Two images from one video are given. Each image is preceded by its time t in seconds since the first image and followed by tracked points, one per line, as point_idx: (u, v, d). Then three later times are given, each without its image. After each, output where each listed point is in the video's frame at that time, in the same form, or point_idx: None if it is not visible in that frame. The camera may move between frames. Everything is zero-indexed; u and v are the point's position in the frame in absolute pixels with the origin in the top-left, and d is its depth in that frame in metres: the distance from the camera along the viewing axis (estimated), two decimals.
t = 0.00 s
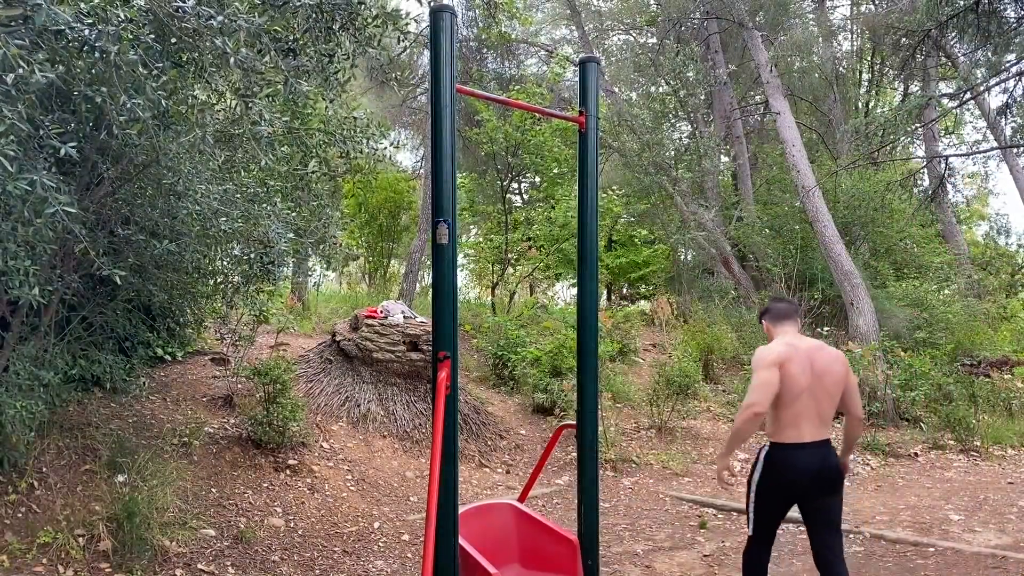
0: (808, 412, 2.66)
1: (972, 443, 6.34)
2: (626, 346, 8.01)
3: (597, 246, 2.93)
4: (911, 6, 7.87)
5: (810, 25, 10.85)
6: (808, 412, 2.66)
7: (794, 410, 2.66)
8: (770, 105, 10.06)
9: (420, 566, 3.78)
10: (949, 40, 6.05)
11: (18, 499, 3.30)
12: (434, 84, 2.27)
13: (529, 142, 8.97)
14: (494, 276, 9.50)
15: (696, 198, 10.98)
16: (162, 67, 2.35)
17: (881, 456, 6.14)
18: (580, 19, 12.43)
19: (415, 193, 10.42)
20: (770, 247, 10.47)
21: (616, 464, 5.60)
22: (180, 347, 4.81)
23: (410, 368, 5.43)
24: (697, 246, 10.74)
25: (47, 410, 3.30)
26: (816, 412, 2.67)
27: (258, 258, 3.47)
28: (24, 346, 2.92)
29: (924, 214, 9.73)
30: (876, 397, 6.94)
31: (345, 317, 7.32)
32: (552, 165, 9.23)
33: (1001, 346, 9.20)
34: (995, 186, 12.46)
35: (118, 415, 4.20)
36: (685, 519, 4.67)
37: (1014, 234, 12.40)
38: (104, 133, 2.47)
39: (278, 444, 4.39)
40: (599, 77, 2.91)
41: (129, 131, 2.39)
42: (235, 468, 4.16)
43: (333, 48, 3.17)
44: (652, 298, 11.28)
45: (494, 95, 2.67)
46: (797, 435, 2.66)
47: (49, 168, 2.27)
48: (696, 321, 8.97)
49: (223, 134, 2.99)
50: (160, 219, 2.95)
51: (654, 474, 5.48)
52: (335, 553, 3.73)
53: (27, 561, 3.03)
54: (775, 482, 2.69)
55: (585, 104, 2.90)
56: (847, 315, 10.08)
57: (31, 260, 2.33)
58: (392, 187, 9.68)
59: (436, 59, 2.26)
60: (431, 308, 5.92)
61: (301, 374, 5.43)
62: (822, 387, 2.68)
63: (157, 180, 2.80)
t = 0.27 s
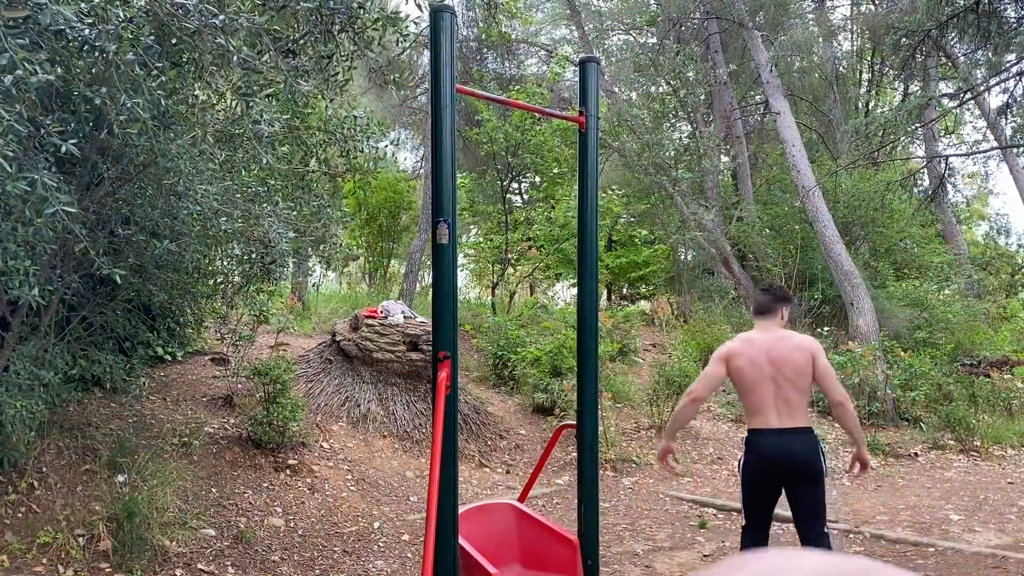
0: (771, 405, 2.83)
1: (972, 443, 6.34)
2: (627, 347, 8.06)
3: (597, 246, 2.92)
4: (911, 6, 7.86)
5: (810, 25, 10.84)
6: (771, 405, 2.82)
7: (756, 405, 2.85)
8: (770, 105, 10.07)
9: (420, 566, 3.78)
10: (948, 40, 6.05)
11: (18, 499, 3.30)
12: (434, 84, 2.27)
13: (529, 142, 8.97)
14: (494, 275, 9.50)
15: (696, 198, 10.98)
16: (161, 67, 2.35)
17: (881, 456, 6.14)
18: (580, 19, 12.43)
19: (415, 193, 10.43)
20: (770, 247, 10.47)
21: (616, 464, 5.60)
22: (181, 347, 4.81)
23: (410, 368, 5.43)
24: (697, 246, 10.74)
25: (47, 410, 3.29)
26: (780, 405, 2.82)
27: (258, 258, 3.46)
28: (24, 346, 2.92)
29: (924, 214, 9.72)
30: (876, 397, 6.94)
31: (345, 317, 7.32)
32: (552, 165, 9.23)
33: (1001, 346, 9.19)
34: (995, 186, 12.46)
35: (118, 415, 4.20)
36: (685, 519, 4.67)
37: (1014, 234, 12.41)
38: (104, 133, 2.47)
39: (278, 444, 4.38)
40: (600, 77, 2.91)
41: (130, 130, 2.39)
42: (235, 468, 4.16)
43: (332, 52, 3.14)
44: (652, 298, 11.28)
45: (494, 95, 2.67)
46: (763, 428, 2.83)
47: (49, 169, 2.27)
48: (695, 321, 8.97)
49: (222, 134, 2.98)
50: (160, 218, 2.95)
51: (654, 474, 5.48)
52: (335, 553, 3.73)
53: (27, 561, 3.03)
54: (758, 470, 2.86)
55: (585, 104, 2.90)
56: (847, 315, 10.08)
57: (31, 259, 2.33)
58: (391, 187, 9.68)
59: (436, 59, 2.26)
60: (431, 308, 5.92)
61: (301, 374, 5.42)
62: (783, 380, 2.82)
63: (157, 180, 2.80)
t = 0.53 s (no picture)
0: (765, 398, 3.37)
1: (972, 443, 6.34)
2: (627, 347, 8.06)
3: (597, 245, 2.93)
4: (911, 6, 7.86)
5: (810, 25, 10.84)
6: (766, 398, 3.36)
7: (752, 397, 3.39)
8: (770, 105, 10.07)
9: (420, 566, 3.78)
10: (949, 40, 6.05)
11: (18, 499, 3.30)
12: (434, 84, 2.27)
13: (529, 142, 8.98)
14: (494, 275, 9.51)
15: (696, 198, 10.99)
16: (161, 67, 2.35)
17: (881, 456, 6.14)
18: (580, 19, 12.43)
19: (415, 193, 10.43)
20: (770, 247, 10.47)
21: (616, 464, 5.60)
22: (181, 348, 4.80)
23: (410, 369, 5.43)
24: (697, 246, 10.74)
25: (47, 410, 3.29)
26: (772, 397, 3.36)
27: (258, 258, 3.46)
28: (24, 346, 2.92)
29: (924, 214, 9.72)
30: (877, 397, 6.94)
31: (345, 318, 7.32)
32: (552, 165, 9.22)
33: (1001, 345, 9.19)
34: (996, 186, 12.46)
35: (118, 414, 4.20)
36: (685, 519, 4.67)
37: (1014, 234, 12.41)
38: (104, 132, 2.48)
39: (278, 444, 4.38)
40: (599, 78, 2.91)
41: (130, 130, 2.39)
42: (235, 468, 4.16)
43: (332, 54, 3.15)
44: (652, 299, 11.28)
45: (494, 96, 2.67)
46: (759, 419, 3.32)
47: (49, 168, 2.27)
48: (695, 321, 8.97)
49: (222, 134, 3.00)
50: (160, 219, 2.95)
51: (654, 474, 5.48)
52: (335, 553, 3.73)
53: (28, 561, 3.03)
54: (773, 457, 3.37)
55: (585, 104, 2.90)
56: (847, 315, 10.08)
57: (31, 259, 2.33)
58: (391, 187, 9.68)
59: (436, 59, 2.26)
60: (431, 308, 5.92)
61: (301, 374, 5.42)
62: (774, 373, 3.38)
63: (156, 180, 2.80)
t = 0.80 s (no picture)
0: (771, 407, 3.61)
1: (972, 443, 6.34)
2: (627, 346, 8.06)
3: (597, 245, 2.93)
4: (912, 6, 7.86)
5: (810, 25, 10.84)
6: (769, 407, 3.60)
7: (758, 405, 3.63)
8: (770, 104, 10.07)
9: (420, 566, 3.78)
10: (948, 40, 6.05)
11: (18, 499, 3.30)
12: (434, 84, 2.27)
13: (529, 142, 8.98)
14: (494, 275, 9.52)
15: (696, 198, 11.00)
16: (161, 68, 2.35)
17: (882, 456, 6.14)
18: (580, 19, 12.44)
19: (415, 193, 10.43)
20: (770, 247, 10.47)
21: (616, 464, 5.60)
22: (181, 347, 4.80)
23: (410, 369, 5.43)
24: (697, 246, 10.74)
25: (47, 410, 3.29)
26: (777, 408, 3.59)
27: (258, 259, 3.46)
28: (24, 346, 2.92)
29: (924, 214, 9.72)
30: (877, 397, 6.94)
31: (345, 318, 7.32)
32: (552, 165, 9.12)
33: (1001, 345, 9.20)
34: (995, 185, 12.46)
35: (118, 414, 4.20)
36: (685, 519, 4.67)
37: (1014, 234, 12.41)
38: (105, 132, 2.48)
39: (278, 444, 4.39)
40: (600, 78, 2.91)
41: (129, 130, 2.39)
42: (235, 468, 4.16)
43: (331, 52, 3.16)
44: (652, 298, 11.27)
45: (494, 96, 2.67)
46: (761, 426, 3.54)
47: (49, 168, 2.27)
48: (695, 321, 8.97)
49: (222, 135, 2.98)
50: (160, 219, 2.95)
51: (654, 473, 5.48)
52: (335, 553, 3.73)
53: (27, 561, 3.04)
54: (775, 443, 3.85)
55: (585, 104, 2.90)
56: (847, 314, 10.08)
57: (31, 259, 2.33)
58: (391, 187, 9.68)
59: (436, 59, 2.26)
60: (431, 308, 5.92)
61: (302, 374, 5.42)
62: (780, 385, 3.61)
63: (156, 180, 2.80)
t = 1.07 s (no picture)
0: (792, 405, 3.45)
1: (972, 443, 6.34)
2: (627, 346, 8.05)
3: (597, 246, 2.93)
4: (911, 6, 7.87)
5: (810, 25, 10.85)
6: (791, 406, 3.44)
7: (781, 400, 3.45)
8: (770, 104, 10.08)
9: (420, 566, 3.78)
10: (948, 40, 6.05)
11: (18, 499, 3.30)
12: (434, 84, 2.27)
13: (529, 142, 8.99)
14: (494, 276, 9.53)
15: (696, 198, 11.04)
16: (161, 68, 2.35)
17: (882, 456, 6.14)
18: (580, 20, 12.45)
19: (415, 193, 10.43)
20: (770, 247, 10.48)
21: (616, 464, 5.60)
22: (181, 348, 4.80)
23: (410, 369, 5.43)
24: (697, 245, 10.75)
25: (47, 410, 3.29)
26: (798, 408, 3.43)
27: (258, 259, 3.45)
28: (24, 346, 2.91)
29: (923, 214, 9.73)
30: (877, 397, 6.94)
31: (345, 318, 7.32)
32: (552, 165, 9.17)
33: (1001, 345, 9.21)
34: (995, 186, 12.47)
35: (118, 414, 4.20)
36: (685, 519, 4.67)
37: (1014, 234, 12.41)
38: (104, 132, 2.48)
39: (278, 444, 4.38)
40: (600, 77, 2.91)
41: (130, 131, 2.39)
42: (235, 468, 4.16)
43: (332, 49, 3.14)
44: (652, 298, 11.27)
45: (494, 96, 2.67)
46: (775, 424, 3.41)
47: (49, 169, 2.27)
48: (695, 321, 8.97)
49: (222, 134, 2.97)
50: (160, 219, 2.95)
51: (654, 473, 5.49)
52: (335, 553, 3.73)
53: (28, 561, 3.04)
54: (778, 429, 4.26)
55: (585, 104, 2.90)
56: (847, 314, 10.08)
57: (31, 259, 2.33)
58: (391, 187, 9.68)
59: (436, 59, 2.26)
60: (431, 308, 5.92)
61: (301, 374, 5.42)
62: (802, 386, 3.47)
63: (156, 180, 2.80)
